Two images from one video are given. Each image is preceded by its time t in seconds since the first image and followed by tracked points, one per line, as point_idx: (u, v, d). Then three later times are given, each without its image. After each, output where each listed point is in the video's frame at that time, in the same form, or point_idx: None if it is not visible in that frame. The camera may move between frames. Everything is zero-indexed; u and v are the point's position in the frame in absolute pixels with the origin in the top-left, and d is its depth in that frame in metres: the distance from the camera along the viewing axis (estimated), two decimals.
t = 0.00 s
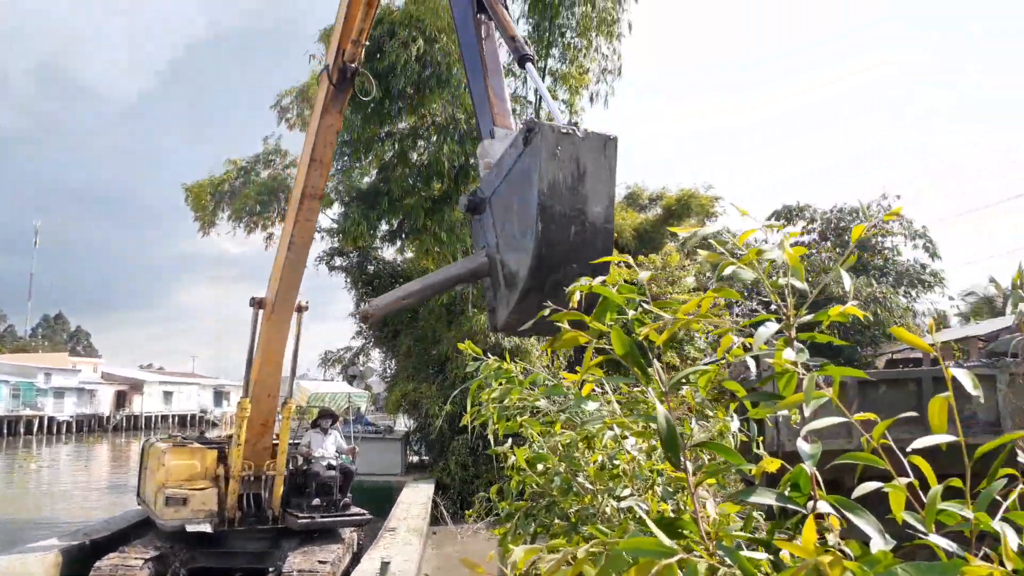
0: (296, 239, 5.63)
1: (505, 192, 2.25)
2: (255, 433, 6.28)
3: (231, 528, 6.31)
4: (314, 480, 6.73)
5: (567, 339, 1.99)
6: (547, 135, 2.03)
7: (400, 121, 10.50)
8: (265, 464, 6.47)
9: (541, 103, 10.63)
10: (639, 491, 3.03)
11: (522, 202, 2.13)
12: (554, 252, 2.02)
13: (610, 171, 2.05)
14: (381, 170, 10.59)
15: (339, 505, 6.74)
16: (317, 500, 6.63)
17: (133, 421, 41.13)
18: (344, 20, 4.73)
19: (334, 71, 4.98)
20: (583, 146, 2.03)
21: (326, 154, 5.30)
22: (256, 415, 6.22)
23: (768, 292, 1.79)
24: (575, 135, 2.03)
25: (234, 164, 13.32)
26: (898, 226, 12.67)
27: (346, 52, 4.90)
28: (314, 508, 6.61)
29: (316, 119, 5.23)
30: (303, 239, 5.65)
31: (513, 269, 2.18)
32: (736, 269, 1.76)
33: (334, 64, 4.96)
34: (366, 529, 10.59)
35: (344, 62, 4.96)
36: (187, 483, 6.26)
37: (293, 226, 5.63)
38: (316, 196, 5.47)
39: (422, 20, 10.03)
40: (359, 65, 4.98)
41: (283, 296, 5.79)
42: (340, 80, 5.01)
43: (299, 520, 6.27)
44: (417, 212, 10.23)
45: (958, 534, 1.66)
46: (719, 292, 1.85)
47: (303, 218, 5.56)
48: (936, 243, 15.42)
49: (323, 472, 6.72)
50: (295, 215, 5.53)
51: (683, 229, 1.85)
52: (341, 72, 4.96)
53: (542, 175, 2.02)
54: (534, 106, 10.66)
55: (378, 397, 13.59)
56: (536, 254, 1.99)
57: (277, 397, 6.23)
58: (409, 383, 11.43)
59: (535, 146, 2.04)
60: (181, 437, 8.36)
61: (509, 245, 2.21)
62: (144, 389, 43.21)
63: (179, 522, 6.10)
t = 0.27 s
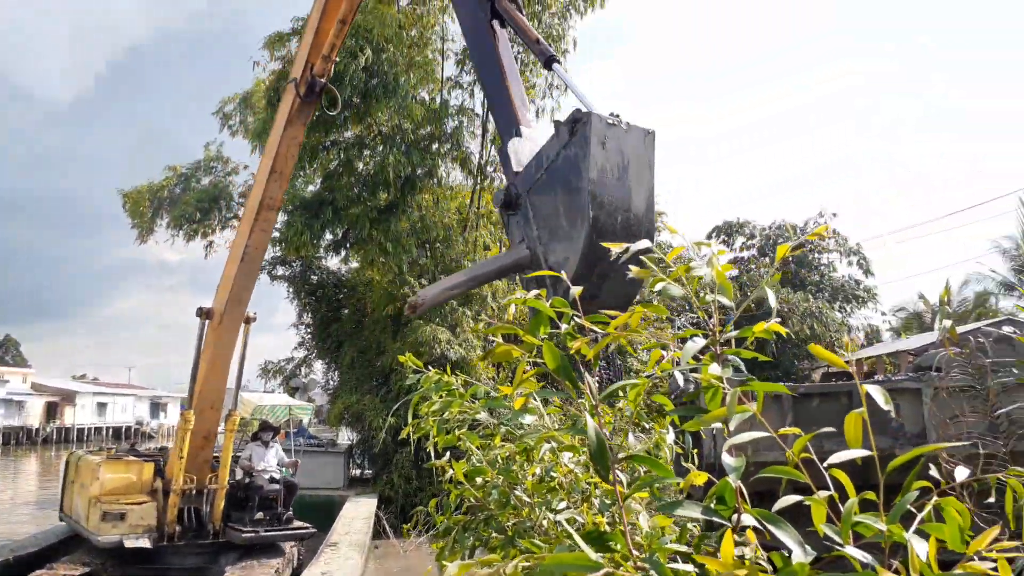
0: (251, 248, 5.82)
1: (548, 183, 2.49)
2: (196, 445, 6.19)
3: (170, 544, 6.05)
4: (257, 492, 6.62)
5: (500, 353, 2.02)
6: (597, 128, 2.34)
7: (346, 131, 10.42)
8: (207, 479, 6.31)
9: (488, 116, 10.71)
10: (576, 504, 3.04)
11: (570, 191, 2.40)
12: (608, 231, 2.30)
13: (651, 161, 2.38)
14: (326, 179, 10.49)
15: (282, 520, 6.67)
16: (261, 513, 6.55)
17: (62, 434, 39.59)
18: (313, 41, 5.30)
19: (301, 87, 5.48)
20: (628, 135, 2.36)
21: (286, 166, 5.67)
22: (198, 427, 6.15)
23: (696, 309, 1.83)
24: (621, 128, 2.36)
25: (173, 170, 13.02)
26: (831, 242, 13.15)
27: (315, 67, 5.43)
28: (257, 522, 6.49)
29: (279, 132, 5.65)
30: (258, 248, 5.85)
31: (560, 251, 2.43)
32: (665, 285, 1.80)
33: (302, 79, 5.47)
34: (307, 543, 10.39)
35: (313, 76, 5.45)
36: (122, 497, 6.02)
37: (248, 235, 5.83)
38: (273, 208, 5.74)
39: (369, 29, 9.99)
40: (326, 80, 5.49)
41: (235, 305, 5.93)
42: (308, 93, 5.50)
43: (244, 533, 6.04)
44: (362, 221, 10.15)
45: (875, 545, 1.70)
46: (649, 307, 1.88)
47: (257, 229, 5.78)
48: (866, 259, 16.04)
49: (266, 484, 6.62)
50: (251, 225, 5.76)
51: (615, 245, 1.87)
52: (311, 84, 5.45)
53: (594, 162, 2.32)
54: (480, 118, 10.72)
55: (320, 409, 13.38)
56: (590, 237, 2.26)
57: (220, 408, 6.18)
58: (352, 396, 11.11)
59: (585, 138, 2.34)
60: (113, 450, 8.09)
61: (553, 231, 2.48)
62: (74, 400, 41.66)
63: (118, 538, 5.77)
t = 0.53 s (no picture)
0: (205, 258, 5.60)
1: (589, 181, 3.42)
2: (137, 456, 5.93)
3: (108, 559, 5.85)
4: (200, 504, 6.45)
5: (434, 360, 2.03)
6: (592, 144, 4.16)
7: (293, 137, 10.31)
8: (149, 491, 6.14)
9: (438, 126, 10.72)
10: (513, 512, 3.05)
11: (624, 176, 3.94)
12: (655, 209, 3.88)
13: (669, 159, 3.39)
14: (272, 186, 10.36)
15: (226, 530, 6.51)
16: (205, 525, 6.40)
17: None
18: (282, 55, 5.49)
19: (268, 97, 5.52)
20: (658, 136, 4.02)
21: (248, 176, 5.56)
22: (141, 437, 5.90)
23: (627, 318, 1.87)
24: (652, 133, 3.99)
25: (112, 173, 12.69)
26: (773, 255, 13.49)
27: (283, 81, 5.58)
28: (200, 534, 6.32)
29: (240, 143, 5.55)
30: (212, 259, 5.65)
31: (622, 223, 3.91)
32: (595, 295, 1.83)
33: (269, 91, 5.53)
34: (248, 557, 10.15)
35: (280, 90, 5.55)
36: (58, 511, 5.77)
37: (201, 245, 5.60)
38: (230, 218, 5.58)
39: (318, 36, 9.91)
40: (294, 95, 5.64)
41: (183, 316, 5.65)
42: (273, 105, 5.55)
43: (191, 547, 5.99)
44: (309, 230, 10.08)
45: (795, 549, 1.75)
46: (582, 315, 1.91)
47: (213, 240, 5.56)
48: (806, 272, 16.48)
49: (210, 497, 6.47)
50: (206, 235, 5.53)
51: (549, 254, 1.90)
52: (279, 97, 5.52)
53: (640, 159, 3.91)
54: (430, 128, 10.72)
55: (264, 419, 13.13)
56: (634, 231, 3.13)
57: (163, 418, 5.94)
58: (296, 405, 11.05)
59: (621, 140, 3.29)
60: (44, 461, 7.80)
61: (607, 211, 4.02)
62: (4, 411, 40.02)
63: (54, 552, 5.57)
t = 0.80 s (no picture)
0: (155, 263, 5.22)
1: (622, 187, 4.59)
2: (76, 463, 5.57)
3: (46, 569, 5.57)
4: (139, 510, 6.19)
5: (366, 358, 2.02)
6: (614, 155, 4.66)
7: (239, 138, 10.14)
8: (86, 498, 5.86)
9: (387, 129, 10.66)
10: (451, 514, 3.02)
11: (646, 185, 4.50)
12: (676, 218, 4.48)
13: (679, 166, 4.69)
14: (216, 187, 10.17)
15: (167, 537, 6.29)
16: (145, 532, 6.16)
17: None
18: (248, 65, 5.31)
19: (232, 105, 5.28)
20: (671, 150, 4.64)
21: (205, 182, 5.25)
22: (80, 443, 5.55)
23: (557, 318, 1.88)
24: (667, 147, 4.61)
25: (48, 171, 12.29)
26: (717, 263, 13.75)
27: (249, 91, 5.35)
28: (140, 542, 6.09)
29: (199, 150, 5.26)
30: (162, 266, 5.27)
31: (656, 228, 4.43)
32: (525, 295, 1.86)
33: (232, 99, 5.29)
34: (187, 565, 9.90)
35: (243, 98, 5.30)
36: None
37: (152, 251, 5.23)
38: (186, 224, 5.22)
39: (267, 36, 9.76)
40: (259, 105, 5.40)
41: (129, 323, 5.26)
42: (236, 114, 5.29)
43: (132, 555, 5.80)
44: (254, 232, 9.86)
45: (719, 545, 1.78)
46: (514, 315, 1.92)
47: (165, 247, 5.19)
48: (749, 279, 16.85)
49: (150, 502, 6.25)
50: (157, 241, 5.17)
51: (481, 254, 1.90)
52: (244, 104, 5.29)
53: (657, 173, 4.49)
54: (379, 131, 10.65)
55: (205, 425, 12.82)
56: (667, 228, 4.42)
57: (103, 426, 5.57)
58: (238, 410, 10.84)
59: (646, 156, 4.52)
60: None
61: (634, 216, 4.51)
62: None
63: None
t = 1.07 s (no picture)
0: (113, 265, 4.78)
1: (616, 206, 4.54)
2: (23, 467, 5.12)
3: None
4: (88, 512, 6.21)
5: (308, 352, 2.00)
6: (608, 175, 4.64)
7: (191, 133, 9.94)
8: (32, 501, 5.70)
9: (344, 127, 10.54)
10: (399, 512, 2.97)
11: (643, 206, 4.44)
12: (669, 237, 4.38)
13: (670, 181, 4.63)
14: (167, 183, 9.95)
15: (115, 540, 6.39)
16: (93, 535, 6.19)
17: None
18: (219, 65, 4.86)
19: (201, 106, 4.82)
20: (664, 171, 4.57)
21: (170, 187, 4.81)
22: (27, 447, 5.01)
23: (503, 313, 1.89)
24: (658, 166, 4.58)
25: None
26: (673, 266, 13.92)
27: (219, 92, 4.86)
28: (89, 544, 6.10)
29: (162, 151, 4.80)
30: (121, 268, 4.82)
31: (650, 248, 4.38)
32: (471, 289, 1.86)
33: (202, 100, 4.81)
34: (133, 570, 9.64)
35: (214, 100, 4.82)
36: None
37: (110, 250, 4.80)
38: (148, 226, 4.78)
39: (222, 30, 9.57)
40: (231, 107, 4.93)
41: (84, 323, 4.81)
42: (204, 117, 4.81)
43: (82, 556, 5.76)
44: (207, 229, 9.82)
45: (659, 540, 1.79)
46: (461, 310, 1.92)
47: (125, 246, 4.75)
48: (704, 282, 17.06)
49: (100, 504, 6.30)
50: (117, 240, 4.73)
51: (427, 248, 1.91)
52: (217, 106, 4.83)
53: (643, 192, 4.44)
54: (336, 129, 10.52)
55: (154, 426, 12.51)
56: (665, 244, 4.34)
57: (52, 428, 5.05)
58: (189, 411, 10.61)
59: (639, 174, 4.47)
60: None
61: (628, 237, 4.46)
62: None
63: None
